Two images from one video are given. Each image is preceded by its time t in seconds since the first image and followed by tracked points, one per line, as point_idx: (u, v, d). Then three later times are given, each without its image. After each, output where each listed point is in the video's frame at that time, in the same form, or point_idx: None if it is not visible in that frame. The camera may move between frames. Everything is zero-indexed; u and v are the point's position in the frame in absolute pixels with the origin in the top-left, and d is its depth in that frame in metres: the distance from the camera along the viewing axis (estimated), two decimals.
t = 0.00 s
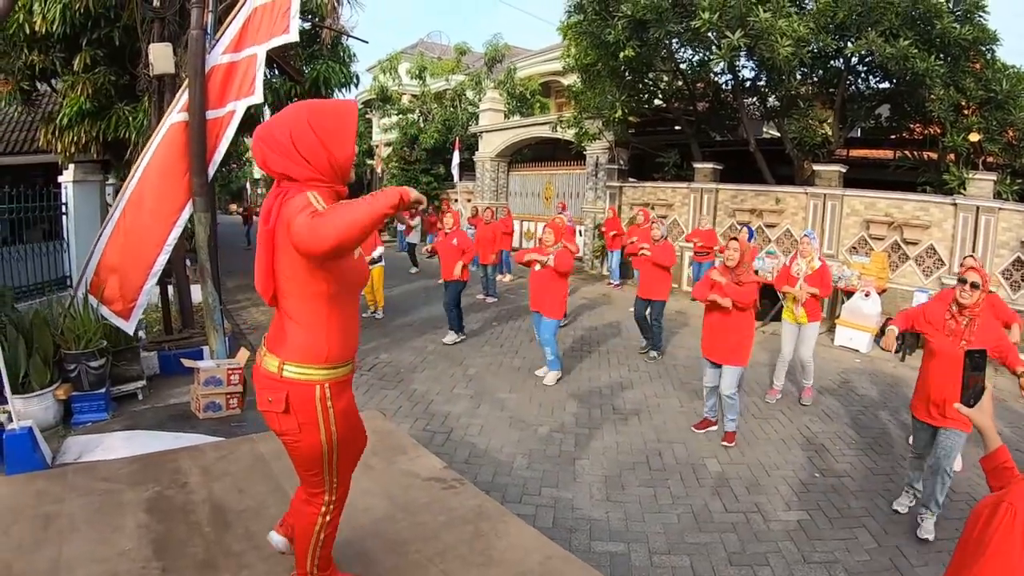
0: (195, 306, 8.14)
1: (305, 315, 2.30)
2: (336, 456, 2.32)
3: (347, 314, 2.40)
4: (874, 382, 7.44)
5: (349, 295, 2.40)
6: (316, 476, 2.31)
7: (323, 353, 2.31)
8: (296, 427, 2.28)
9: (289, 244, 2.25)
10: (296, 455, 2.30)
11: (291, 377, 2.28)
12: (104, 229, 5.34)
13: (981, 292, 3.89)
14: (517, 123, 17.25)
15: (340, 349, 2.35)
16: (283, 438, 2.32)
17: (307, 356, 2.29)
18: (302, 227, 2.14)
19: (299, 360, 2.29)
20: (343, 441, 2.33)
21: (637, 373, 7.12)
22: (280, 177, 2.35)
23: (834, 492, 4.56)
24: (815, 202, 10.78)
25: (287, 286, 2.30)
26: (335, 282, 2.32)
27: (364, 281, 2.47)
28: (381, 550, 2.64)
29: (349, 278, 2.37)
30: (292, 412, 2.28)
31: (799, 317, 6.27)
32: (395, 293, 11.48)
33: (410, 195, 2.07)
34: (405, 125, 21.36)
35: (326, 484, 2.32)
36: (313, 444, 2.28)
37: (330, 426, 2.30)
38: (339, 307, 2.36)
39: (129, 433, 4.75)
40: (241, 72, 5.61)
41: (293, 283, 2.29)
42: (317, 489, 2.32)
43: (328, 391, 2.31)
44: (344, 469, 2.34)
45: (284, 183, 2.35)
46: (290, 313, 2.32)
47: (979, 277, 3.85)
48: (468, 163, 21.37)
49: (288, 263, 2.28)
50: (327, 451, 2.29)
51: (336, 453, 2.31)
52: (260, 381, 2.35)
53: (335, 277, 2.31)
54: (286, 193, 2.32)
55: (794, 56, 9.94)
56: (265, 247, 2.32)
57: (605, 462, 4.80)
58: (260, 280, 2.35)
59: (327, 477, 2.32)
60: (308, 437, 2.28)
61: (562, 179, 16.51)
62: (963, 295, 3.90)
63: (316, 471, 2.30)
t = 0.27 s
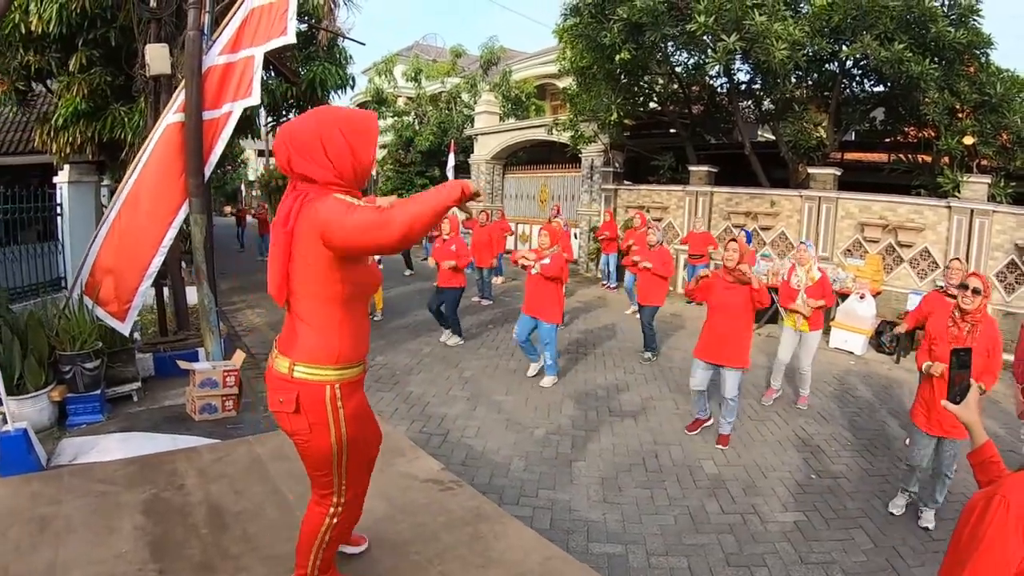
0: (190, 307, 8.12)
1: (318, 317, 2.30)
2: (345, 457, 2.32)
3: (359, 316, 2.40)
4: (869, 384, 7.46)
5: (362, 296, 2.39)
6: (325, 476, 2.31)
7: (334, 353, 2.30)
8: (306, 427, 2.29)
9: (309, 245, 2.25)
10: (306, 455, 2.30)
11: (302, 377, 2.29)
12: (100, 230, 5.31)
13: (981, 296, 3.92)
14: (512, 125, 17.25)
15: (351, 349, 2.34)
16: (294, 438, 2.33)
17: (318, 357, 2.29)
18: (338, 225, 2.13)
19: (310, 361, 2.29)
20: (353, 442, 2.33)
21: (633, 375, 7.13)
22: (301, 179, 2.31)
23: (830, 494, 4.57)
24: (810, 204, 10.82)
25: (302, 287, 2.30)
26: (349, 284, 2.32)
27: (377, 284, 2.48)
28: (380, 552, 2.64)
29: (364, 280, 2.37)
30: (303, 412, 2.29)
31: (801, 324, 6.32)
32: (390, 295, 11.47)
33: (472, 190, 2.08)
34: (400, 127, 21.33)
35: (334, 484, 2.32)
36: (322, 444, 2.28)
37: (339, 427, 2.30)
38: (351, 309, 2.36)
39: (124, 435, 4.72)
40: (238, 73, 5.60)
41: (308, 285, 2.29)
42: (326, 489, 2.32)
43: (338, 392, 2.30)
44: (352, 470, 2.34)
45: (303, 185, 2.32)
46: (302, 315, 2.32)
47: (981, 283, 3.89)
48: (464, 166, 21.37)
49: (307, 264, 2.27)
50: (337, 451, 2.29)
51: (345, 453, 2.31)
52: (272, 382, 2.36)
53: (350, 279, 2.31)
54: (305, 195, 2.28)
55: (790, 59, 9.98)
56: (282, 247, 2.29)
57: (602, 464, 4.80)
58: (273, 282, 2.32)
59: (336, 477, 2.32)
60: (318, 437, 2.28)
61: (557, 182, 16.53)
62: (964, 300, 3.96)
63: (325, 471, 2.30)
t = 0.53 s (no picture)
0: (184, 309, 8.08)
1: (356, 318, 2.38)
2: (376, 450, 2.40)
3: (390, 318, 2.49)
4: (863, 384, 7.50)
5: (395, 298, 2.50)
6: (356, 469, 2.38)
7: (369, 352, 2.40)
8: (342, 422, 2.38)
9: (356, 246, 2.32)
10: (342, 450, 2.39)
11: (338, 375, 2.37)
12: (97, 229, 5.30)
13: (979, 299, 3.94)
14: (506, 126, 17.25)
15: (384, 348, 2.45)
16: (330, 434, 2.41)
17: (354, 356, 2.38)
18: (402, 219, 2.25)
19: (346, 359, 2.38)
20: (383, 437, 2.41)
21: (629, 375, 7.14)
22: (353, 180, 2.44)
23: (826, 492, 4.59)
24: (804, 205, 10.86)
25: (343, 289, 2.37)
26: (387, 287, 2.42)
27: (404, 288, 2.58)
28: (378, 551, 2.64)
29: (397, 283, 2.47)
30: (338, 408, 2.37)
31: (792, 322, 6.31)
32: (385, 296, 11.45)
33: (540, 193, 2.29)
34: (394, 129, 21.23)
35: (365, 477, 2.40)
36: (356, 438, 2.37)
37: (372, 420, 2.39)
38: (386, 310, 2.46)
39: (119, 436, 4.70)
40: (233, 73, 5.59)
41: (351, 286, 2.36)
42: (356, 482, 2.39)
43: (371, 387, 2.40)
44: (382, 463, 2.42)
45: (351, 188, 2.45)
46: (340, 316, 2.40)
47: (981, 283, 3.91)
48: (458, 167, 21.37)
49: (354, 266, 2.35)
50: (368, 445, 2.38)
51: (377, 446, 2.40)
52: (307, 381, 2.45)
53: (388, 281, 2.42)
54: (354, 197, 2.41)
55: (784, 61, 10.02)
56: (328, 246, 2.32)
57: (598, 464, 4.80)
58: (311, 282, 2.34)
59: (367, 470, 2.39)
60: (351, 432, 2.37)
61: (551, 183, 16.55)
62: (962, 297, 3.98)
63: (356, 466, 2.37)
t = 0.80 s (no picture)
0: (177, 307, 8.07)
1: (381, 299, 2.40)
2: (420, 425, 2.39)
3: (419, 298, 2.50)
4: (854, 381, 7.55)
5: (423, 277, 2.49)
6: (414, 445, 2.41)
7: (398, 330, 2.42)
8: (377, 399, 2.40)
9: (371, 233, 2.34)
10: (382, 426, 2.43)
11: (368, 354, 2.40)
12: (91, 226, 5.27)
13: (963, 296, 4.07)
14: (499, 125, 17.27)
15: (413, 325, 2.45)
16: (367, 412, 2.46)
17: (381, 334, 2.40)
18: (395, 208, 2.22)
19: (374, 338, 2.40)
20: (423, 411, 2.40)
21: (622, 373, 7.17)
22: (375, 169, 2.44)
23: (818, 488, 4.63)
24: (796, 204, 10.92)
25: (367, 273, 2.39)
26: (411, 268, 2.42)
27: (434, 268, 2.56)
28: (374, 546, 2.65)
29: (422, 265, 2.47)
30: (371, 386, 2.41)
31: (775, 317, 6.32)
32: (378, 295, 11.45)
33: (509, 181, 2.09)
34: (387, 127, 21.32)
35: (423, 452, 2.40)
36: (391, 413, 2.39)
37: (406, 396, 2.39)
38: (413, 290, 2.46)
39: (113, 435, 4.69)
40: (227, 71, 5.58)
41: (372, 270, 2.39)
42: (423, 462, 2.41)
43: (400, 364, 2.41)
44: (432, 432, 2.40)
45: (375, 177, 2.45)
46: (366, 298, 2.43)
47: (966, 280, 4.05)
48: (450, 166, 21.37)
49: (372, 252, 2.37)
50: (408, 419, 2.38)
51: (418, 419, 2.39)
52: (341, 362, 2.50)
53: (411, 265, 2.41)
54: (375, 186, 2.41)
55: (776, 60, 10.07)
56: (350, 234, 2.39)
57: (592, 461, 4.83)
58: (341, 267, 2.44)
59: (419, 441, 2.40)
60: (387, 408, 2.40)
61: (544, 182, 16.57)
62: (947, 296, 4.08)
63: (405, 438, 2.40)
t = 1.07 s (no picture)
0: (166, 303, 8.04)
1: (392, 300, 2.45)
2: (433, 425, 2.41)
3: (430, 298, 2.53)
4: (840, 374, 7.64)
5: (434, 278, 2.54)
6: (425, 445, 2.43)
7: (410, 330, 2.45)
8: (391, 401, 2.44)
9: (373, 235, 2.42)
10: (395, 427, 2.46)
11: (380, 355, 2.43)
12: (79, 222, 5.23)
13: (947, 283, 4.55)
14: (488, 120, 17.27)
15: (426, 325, 2.49)
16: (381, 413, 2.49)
17: (394, 336, 2.43)
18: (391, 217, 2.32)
19: (386, 340, 2.43)
20: (437, 411, 2.42)
21: (611, 367, 7.21)
22: (383, 169, 2.51)
23: (804, 479, 4.69)
24: (783, 199, 11.01)
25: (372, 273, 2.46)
26: (422, 269, 2.47)
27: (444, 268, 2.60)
28: (363, 539, 2.67)
29: (432, 266, 2.50)
30: (385, 388, 2.44)
31: (761, 315, 6.38)
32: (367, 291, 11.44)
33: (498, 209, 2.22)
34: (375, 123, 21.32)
35: (435, 452, 2.43)
36: (404, 414, 2.42)
37: (419, 397, 2.41)
38: (423, 290, 2.50)
39: (102, 431, 4.68)
40: (215, 66, 5.56)
41: (377, 269, 2.45)
42: (435, 462, 2.44)
43: (413, 364, 2.45)
44: (444, 433, 2.42)
45: (383, 176, 2.51)
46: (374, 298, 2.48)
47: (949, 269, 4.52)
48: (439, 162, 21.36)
49: (382, 253, 2.43)
50: (422, 421, 2.40)
51: (431, 420, 2.41)
52: (354, 364, 2.53)
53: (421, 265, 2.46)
54: (382, 185, 2.48)
55: (764, 56, 10.13)
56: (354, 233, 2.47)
57: (581, 453, 4.87)
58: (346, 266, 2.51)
59: (432, 442, 2.42)
60: (400, 409, 2.43)
61: (533, 177, 16.60)
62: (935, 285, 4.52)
63: (419, 440, 2.42)
